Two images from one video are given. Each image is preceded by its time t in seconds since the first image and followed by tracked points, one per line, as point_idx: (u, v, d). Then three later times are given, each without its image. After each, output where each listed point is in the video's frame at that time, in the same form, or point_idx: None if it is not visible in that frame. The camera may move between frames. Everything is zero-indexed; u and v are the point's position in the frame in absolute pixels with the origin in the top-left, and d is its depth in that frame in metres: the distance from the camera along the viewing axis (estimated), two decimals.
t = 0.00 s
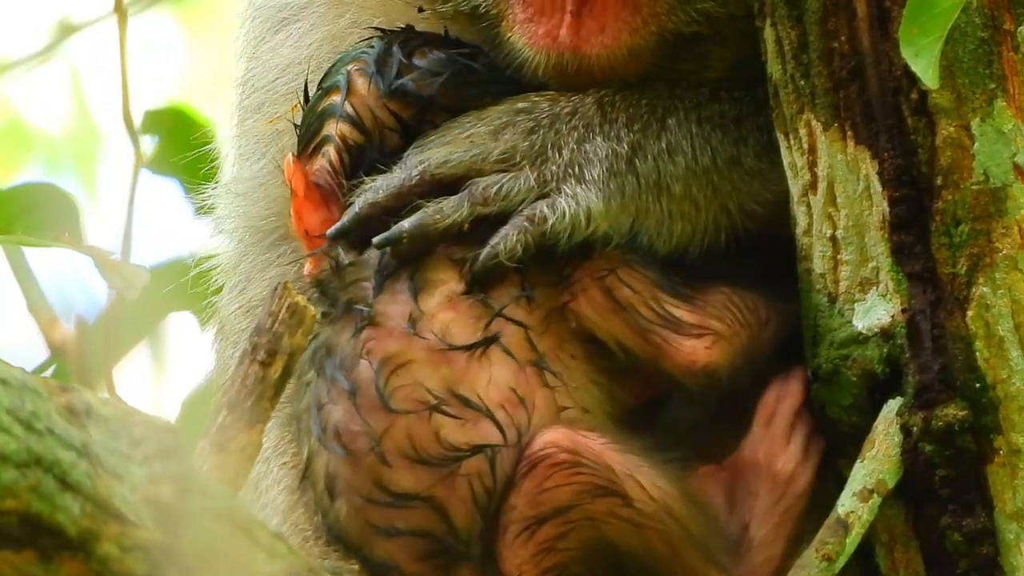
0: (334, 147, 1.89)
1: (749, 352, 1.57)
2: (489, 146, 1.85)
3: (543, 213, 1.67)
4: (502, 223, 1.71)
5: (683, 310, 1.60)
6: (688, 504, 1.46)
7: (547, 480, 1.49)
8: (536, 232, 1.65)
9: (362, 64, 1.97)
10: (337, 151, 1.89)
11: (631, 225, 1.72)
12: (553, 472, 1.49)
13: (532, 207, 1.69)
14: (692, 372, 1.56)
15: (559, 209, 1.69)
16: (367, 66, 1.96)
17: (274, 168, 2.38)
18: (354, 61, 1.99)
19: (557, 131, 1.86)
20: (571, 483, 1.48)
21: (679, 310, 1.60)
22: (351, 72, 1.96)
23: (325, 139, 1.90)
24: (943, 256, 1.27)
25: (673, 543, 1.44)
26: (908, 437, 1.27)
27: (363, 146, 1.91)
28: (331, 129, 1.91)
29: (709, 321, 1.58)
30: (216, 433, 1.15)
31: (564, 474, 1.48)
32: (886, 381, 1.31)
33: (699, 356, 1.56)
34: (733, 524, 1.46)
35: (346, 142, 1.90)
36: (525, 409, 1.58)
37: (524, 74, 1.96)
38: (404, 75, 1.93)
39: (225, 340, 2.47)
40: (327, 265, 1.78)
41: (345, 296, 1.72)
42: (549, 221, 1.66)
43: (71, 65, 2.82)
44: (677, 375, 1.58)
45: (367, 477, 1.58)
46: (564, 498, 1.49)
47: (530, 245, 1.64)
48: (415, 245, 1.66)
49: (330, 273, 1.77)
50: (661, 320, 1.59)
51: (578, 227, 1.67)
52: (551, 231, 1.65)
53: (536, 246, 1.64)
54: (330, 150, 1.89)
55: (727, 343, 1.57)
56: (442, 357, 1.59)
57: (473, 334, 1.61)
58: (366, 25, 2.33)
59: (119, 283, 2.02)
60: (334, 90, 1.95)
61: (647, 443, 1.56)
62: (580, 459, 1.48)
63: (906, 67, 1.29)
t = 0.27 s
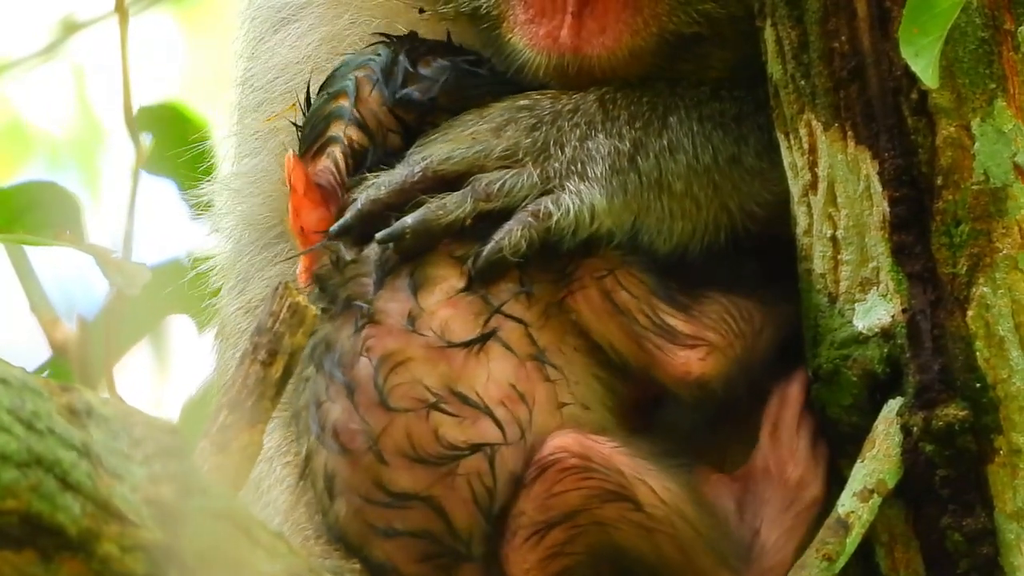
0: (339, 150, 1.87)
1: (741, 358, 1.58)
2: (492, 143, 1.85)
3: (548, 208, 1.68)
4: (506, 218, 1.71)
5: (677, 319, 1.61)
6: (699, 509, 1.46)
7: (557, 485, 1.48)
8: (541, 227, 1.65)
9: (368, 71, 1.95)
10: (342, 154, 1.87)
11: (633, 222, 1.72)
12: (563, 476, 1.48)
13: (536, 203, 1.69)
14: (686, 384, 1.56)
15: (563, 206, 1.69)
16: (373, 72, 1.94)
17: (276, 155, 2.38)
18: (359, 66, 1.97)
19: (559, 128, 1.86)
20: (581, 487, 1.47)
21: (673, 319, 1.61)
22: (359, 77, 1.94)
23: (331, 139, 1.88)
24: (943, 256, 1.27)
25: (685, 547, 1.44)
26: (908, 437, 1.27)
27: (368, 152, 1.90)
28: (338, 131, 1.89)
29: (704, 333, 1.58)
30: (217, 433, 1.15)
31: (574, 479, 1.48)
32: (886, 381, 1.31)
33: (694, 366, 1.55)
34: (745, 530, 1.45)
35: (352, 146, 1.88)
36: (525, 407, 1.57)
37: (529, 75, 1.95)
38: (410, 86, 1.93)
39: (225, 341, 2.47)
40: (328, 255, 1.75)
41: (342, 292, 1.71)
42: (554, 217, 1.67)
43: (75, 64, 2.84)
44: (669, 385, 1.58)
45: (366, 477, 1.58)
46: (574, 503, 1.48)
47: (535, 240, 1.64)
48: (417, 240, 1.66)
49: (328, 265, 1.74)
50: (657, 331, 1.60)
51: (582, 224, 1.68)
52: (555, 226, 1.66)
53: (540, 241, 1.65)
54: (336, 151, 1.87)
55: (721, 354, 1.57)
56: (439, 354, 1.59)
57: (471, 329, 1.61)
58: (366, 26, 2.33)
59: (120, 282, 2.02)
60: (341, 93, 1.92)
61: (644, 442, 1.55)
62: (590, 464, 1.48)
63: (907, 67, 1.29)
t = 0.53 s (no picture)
0: (352, 166, 1.85)
1: (741, 341, 1.59)
2: (494, 155, 1.85)
3: (551, 217, 1.68)
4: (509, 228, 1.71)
5: (676, 306, 1.62)
6: (710, 513, 1.48)
7: (568, 493, 1.47)
8: (544, 237, 1.65)
9: (383, 96, 1.92)
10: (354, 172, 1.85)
11: (637, 228, 1.72)
12: (575, 483, 1.47)
13: (540, 212, 1.69)
14: (687, 368, 1.57)
15: (567, 215, 1.69)
16: (390, 97, 1.92)
17: (268, 142, 2.37)
18: (373, 87, 1.94)
19: (561, 137, 1.86)
20: (593, 496, 1.46)
21: (673, 306, 1.62)
22: (373, 100, 1.91)
23: (346, 158, 1.86)
24: (944, 257, 1.27)
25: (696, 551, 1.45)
26: (908, 437, 1.27)
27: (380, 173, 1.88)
28: (350, 148, 1.87)
29: (702, 316, 1.60)
30: (218, 433, 1.15)
31: (585, 486, 1.46)
32: (887, 381, 1.31)
33: (695, 348, 1.57)
34: (751, 528, 1.49)
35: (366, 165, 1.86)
36: (529, 403, 1.57)
37: (531, 83, 1.99)
38: (423, 115, 1.94)
39: (223, 345, 2.48)
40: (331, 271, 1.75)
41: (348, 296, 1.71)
42: (558, 226, 1.66)
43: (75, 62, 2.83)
44: (672, 370, 1.58)
45: (366, 474, 1.57)
46: (583, 511, 1.46)
47: (538, 249, 1.64)
48: (421, 252, 1.66)
49: (333, 278, 1.75)
50: (658, 318, 1.60)
51: (586, 231, 1.68)
52: (559, 235, 1.66)
53: (544, 251, 1.65)
54: (352, 168, 1.85)
55: (722, 337, 1.58)
56: (445, 355, 1.59)
57: (475, 330, 1.61)
58: (365, 23, 2.32)
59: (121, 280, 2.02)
60: (358, 117, 1.88)
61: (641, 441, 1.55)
62: (601, 472, 1.46)
63: (907, 67, 1.29)
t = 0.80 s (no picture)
0: (352, 164, 1.85)
1: (722, 337, 1.59)
2: (493, 153, 1.86)
3: (549, 215, 1.69)
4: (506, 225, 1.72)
5: (659, 301, 1.62)
6: (721, 518, 1.47)
7: (576, 497, 1.47)
8: (542, 234, 1.66)
9: (385, 92, 1.91)
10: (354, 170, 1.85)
11: (635, 227, 1.73)
12: (585, 488, 1.47)
13: (538, 210, 1.70)
14: (665, 361, 1.57)
15: (564, 212, 1.70)
16: (392, 94, 1.91)
17: (269, 142, 2.38)
18: (373, 84, 1.93)
19: (560, 136, 1.87)
20: (603, 501, 1.46)
21: (654, 301, 1.61)
22: (376, 96, 1.90)
23: (347, 154, 1.85)
24: (944, 256, 1.27)
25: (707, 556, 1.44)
26: (908, 437, 1.27)
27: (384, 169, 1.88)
28: (350, 144, 1.86)
29: (682, 311, 1.60)
30: (218, 433, 1.15)
31: (596, 490, 1.46)
32: (887, 381, 1.31)
33: (674, 343, 1.57)
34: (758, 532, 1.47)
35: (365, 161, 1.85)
36: (534, 403, 1.57)
37: (531, 83, 1.99)
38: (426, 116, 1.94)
39: (223, 347, 2.47)
40: (333, 264, 1.75)
41: (349, 294, 1.71)
42: (555, 223, 1.67)
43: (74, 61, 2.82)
44: (650, 364, 1.59)
45: (368, 473, 1.57)
46: (591, 515, 1.47)
47: (536, 246, 1.65)
48: (419, 248, 1.67)
49: (334, 271, 1.74)
50: (637, 312, 1.60)
51: (583, 230, 1.69)
52: (556, 233, 1.67)
53: (542, 249, 1.66)
54: (351, 164, 1.85)
55: (701, 331, 1.58)
56: (449, 354, 1.59)
57: (479, 329, 1.61)
58: (365, 23, 2.33)
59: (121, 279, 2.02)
60: (360, 112, 1.87)
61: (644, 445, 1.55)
62: (611, 477, 1.46)
63: (908, 67, 1.29)
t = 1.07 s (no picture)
0: (330, 163, 1.86)
1: (698, 351, 1.57)
2: (490, 151, 1.86)
3: (547, 212, 1.68)
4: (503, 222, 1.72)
5: (635, 310, 1.59)
6: (721, 518, 1.47)
7: (575, 496, 1.47)
8: (540, 231, 1.66)
9: (361, 84, 1.94)
10: (332, 167, 1.86)
11: (631, 227, 1.74)
12: (585, 486, 1.46)
13: (535, 207, 1.70)
14: (635, 374, 1.55)
15: (562, 210, 1.70)
16: (367, 87, 1.94)
17: (270, 146, 2.38)
18: (351, 78, 1.96)
19: (557, 135, 1.87)
20: (603, 498, 1.46)
21: (631, 311, 1.59)
22: (351, 90, 1.94)
23: (324, 153, 1.88)
24: (944, 256, 1.27)
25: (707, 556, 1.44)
26: (908, 437, 1.27)
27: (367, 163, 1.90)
28: (328, 144, 1.88)
29: (660, 326, 1.57)
30: (219, 433, 1.15)
31: (596, 489, 1.46)
32: (887, 381, 1.31)
33: (647, 358, 1.54)
34: (760, 534, 1.47)
35: (343, 158, 1.87)
36: (532, 403, 1.57)
37: (530, 83, 1.99)
38: (406, 102, 1.94)
39: (226, 346, 2.48)
40: (330, 262, 1.76)
41: (348, 293, 1.73)
42: (552, 221, 1.67)
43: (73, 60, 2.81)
44: (621, 374, 1.57)
45: (368, 474, 1.57)
46: (591, 514, 1.46)
47: (533, 243, 1.64)
48: (415, 242, 1.67)
49: (331, 271, 1.76)
50: (613, 321, 1.58)
51: (580, 227, 1.69)
52: (554, 230, 1.67)
53: (539, 246, 1.65)
54: (328, 163, 1.86)
55: (675, 347, 1.56)
56: (448, 354, 1.59)
57: (478, 329, 1.61)
58: (367, 25, 2.32)
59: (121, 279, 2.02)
60: (335, 107, 1.91)
61: (642, 444, 1.55)
62: (611, 475, 1.46)
63: (908, 67, 1.29)
